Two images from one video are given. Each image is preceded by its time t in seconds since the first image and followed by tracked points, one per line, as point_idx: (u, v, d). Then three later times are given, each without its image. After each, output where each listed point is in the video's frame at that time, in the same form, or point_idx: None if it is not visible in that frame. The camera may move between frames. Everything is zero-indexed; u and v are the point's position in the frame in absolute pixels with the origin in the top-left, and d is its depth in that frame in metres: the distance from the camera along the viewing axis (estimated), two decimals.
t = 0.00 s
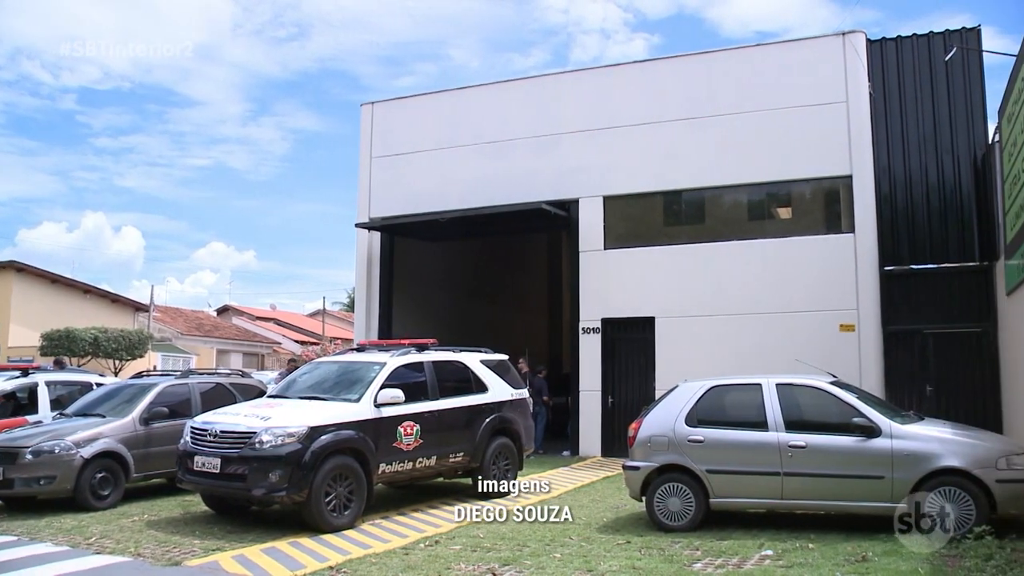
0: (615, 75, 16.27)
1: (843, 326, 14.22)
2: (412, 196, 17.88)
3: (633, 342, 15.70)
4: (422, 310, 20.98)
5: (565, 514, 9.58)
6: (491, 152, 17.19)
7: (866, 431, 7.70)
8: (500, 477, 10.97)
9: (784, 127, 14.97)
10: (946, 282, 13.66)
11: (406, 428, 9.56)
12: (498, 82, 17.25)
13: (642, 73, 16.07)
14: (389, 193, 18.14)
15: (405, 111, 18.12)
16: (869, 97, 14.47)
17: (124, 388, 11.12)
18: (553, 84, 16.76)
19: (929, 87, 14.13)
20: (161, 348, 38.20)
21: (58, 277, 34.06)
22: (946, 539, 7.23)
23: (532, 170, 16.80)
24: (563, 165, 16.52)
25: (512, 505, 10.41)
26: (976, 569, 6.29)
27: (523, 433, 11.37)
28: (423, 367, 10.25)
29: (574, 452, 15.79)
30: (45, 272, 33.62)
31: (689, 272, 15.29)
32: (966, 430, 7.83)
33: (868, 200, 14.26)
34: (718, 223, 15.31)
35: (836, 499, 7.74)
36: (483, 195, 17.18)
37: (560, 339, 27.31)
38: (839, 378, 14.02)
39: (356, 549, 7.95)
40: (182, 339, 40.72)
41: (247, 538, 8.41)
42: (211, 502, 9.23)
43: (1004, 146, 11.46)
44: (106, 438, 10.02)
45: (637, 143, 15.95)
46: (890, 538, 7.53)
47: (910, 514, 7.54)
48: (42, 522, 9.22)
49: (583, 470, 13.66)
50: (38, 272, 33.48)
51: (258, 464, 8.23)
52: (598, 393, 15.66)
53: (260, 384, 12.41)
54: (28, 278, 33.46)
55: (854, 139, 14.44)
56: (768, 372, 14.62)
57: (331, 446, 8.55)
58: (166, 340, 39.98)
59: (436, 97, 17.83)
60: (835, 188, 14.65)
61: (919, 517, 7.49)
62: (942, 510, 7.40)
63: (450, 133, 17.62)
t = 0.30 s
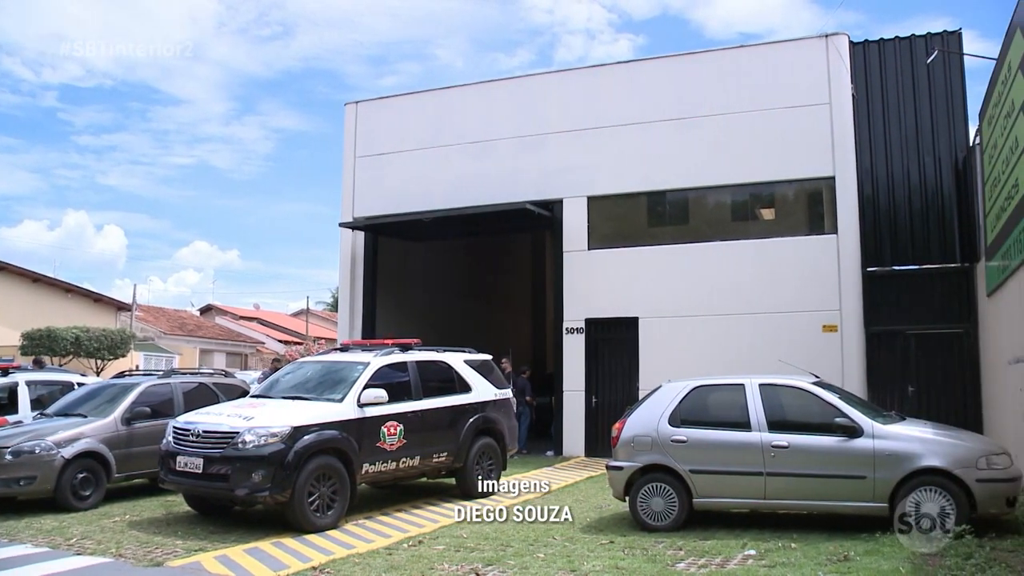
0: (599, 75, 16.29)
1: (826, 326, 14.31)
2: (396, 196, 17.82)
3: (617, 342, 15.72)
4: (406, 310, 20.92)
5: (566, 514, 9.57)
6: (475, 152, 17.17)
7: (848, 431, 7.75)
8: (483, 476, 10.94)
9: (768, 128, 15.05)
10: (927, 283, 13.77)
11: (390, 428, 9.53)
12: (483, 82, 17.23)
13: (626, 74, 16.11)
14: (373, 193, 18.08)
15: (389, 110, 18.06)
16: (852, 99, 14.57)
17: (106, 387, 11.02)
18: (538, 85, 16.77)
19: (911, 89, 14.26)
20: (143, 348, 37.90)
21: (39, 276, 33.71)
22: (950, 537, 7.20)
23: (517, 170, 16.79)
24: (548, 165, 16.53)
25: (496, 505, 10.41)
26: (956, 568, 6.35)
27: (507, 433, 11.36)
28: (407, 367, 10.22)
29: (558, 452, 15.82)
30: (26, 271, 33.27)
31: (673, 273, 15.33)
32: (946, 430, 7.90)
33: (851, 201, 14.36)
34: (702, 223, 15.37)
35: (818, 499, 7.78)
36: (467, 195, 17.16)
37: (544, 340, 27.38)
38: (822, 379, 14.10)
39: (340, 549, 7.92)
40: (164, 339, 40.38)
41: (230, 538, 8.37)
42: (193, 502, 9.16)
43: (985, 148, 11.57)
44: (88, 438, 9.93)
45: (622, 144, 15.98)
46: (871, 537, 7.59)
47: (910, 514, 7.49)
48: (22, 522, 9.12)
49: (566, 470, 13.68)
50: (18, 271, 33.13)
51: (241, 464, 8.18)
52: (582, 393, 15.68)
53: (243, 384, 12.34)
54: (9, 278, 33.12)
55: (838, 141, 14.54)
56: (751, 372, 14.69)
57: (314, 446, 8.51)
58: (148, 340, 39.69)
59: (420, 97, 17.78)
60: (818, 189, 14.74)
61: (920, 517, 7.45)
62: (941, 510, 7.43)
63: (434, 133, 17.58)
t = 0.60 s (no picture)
0: (590, 76, 16.31)
1: (815, 327, 14.36)
2: (387, 195, 17.78)
3: (608, 343, 15.73)
4: (396, 311, 20.89)
5: (566, 514, 9.52)
6: (466, 151, 17.15)
7: (837, 431, 7.78)
8: (473, 476, 10.91)
9: (758, 129, 15.09)
10: (916, 284, 13.85)
11: (379, 428, 9.51)
12: (473, 82, 17.22)
13: (617, 74, 16.12)
14: (363, 193, 18.04)
15: (379, 110, 18.03)
16: (841, 100, 14.64)
17: (94, 387, 10.96)
18: (528, 84, 16.77)
19: (900, 91, 14.34)
20: (132, 347, 37.69)
21: (27, 275, 33.48)
22: (949, 538, 7.25)
23: (507, 170, 16.78)
24: (539, 165, 16.53)
25: (486, 505, 10.40)
26: (943, 566, 6.38)
27: (497, 433, 11.35)
28: (397, 367, 10.20)
29: (548, 452, 15.84)
30: (14, 270, 33.03)
31: (663, 273, 15.36)
32: (934, 430, 7.95)
33: (840, 202, 14.42)
34: (692, 223, 15.40)
35: (807, 499, 7.81)
36: (457, 195, 17.14)
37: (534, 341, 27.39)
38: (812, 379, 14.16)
39: (330, 550, 7.90)
40: (153, 339, 40.25)
41: (219, 539, 8.33)
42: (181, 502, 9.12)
43: (973, 150, 11.64)
44: (76, 438, 9.87)
45: (613, 144, 16.00)
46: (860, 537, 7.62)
47: (909, 514, 7.49)
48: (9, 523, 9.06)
49: (556, 470, 13.68)
50: (6, 271, 32.88)
51: (230, 464, 8.14)
52: (572, 393, 15.70)
53: (233, 383, 12.28)
54: None
55: (827, 142, 14.60)
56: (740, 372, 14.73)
57: (304, 446, 8.48)
58: (137, 340, 39.48)
59: (411, 96, 17.75)
60: (808, 190, 14.79)
61: (919, 516, 7.47)
62: (941, 510, 7.43)
63: (425, 133, 17.56)
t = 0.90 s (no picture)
0: (584, 76, 16.32)
1: (808, 327, 14.40)
2: (380, 195, 17.76)
3: (601, 343, 15.74)
4: (389, 311, 20.87)
5: (566, 514, 9.51)
6: (459, 151, 17.14)
7: (830, 431, 7.80)
8: (466, 476, 10.90)
9: (752, 129, 15.12)
10: (908, 284, 13.89)
11: (372, 428, 9.49)
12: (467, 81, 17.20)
13: (610, 74, 16.14)
14: (356, 192, 18.01)
15: (373, 109, 18.00)
16: (834, 102, 14.68)
17: (87, 387, 10.91)
18: (522, 84, 16.77)
19: (893, 92, 14.39)
20: (125, 347, 37.55)
21: (19, 275, 33.33)
22: (948, 539, 7.28)
23: (500, 170, 16.78)
24: (532, 164, 16.53)
25: (479, 505, 10.40)
26: (935, 566, 6.41)
27: (490, 433, 11.34)
28: (390, 367, 10.18)
29: (540, 452, 15.86)
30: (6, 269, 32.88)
31: (657, 273, 15.38)
32: (926, 430, 7.97)
33: (833, 203, 14.45)
34: (686, 224, 15.43)
35: (801, 499, 7.83)
36: (451, 194, 17.13)
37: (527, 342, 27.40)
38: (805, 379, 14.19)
39: (324, 550, 7.89)
40: (146, 338, 40.12)
41: (211, 539, 8.31)
42: (173, 502, 9.09)
43: (965, 150, 11.69)
44: (68, 438, 9.82)
45: (606, 144, 16.01)
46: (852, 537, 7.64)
47: (910, 514, 7.50)
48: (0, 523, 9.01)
49: (549, 470, 13.68)
50: None
51: (222, 464, 8.12)
52: (565, 393, 15.70)
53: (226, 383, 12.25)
54: None
55: (820, 143, 14.64)
56: (733, 372, 14.76)
57: (297, 446, 8.47)
58: (130, 340, 39.33)
59: (405, 96, 17.73)
60: (801, 190, 14.82)
61: (918, 516, 7.49)
62: (940, 510, 7.44)
63: (418, 132, 17.54)
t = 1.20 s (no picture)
0: (583, 76, 16.32)
1: (806, 327, 14.41)
2: (378, 195, 17.75)
3: (599, 343, 15.74)
4: (388, 311, 20.87)
5: (566, 514, 9.51)
6: (457, 151, 17.14)
7: (828, 431, 7.80)
8: (464, 476, 10.89)
9: (750, 130, 15.12)
10: (906, 284, 13.90)
11: (371, 428, 9.49)
12: (466, 81, 17.20)
13: (609, 74, 16.13)
14: (355, 193, 18.00)
15: (371, 109, 17.99)
16: (832, 102, 14.69)
17: (85, 387, 10.90)
18: (521, 84, 16.76)
19: (891, 93, 14.40)
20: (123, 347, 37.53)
21: (18, 275, 33.32)
22: (948, 539, 7.29)
23: (499, 170, 16.78)
24: (531, 164, 16.53)
25: (477, 505, 10.39)
26: (933, 566, 6.41)
27: (488, 433, 11.34)
28: (388, 367, 10.18)
29: (539, 452, 15.87)
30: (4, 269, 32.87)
31: (656, 273, 15.38)
32: (924, 430, 7.97)
33: (831, 203, 14.46)
34: (684, 224, 15.43)
35: (799, 498, 7.83)
36: (449, 194, 17.12)
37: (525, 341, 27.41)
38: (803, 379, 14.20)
39: (323, 550, 7.88)
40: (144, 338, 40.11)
41: (209, 539, 8.30)
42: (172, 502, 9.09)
43: (963, 151, 11.70)
44: (66, 438, 9.81)
45: (605, 144, 16.01)
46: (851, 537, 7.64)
47: (910, 514, 7.50)
48: None
49: (547, 470, 13.68)
50: None
51: (221, 464, 8.11)
52: (563, 393, 15.71)
53: (224, 383, 12.24)
54: None
55: (819, 143, 14.64)
56: (731, 372, 14.76)
57: (295, 446, 8.46)
58: (128, 340, 39.30)
59: (403, 96, 17.73)
60: (799, 190, 14.82)
61: (919, 515, 7.49)
62: (939, 510, 7.44)
63: (416, 132, 17.53)
